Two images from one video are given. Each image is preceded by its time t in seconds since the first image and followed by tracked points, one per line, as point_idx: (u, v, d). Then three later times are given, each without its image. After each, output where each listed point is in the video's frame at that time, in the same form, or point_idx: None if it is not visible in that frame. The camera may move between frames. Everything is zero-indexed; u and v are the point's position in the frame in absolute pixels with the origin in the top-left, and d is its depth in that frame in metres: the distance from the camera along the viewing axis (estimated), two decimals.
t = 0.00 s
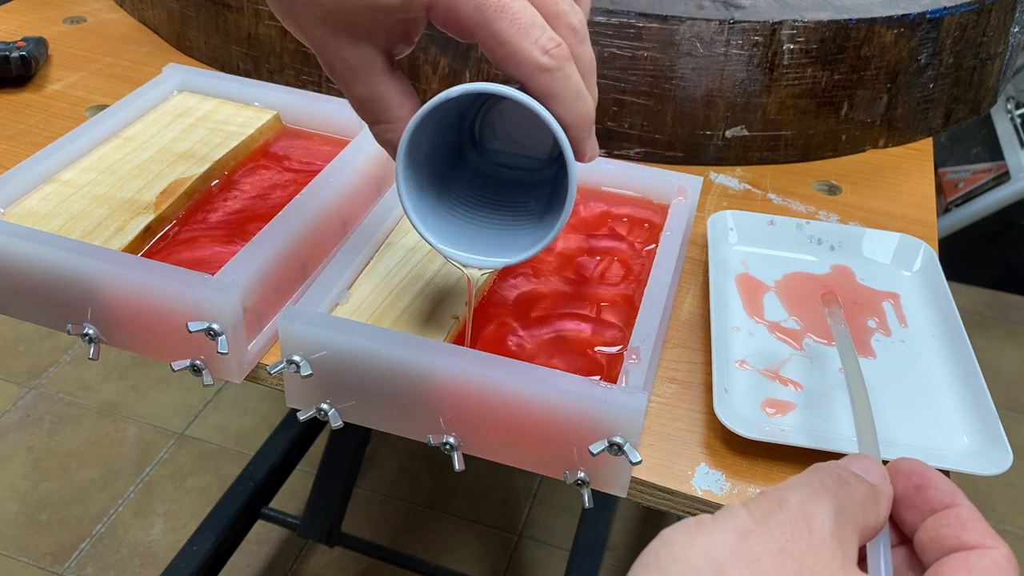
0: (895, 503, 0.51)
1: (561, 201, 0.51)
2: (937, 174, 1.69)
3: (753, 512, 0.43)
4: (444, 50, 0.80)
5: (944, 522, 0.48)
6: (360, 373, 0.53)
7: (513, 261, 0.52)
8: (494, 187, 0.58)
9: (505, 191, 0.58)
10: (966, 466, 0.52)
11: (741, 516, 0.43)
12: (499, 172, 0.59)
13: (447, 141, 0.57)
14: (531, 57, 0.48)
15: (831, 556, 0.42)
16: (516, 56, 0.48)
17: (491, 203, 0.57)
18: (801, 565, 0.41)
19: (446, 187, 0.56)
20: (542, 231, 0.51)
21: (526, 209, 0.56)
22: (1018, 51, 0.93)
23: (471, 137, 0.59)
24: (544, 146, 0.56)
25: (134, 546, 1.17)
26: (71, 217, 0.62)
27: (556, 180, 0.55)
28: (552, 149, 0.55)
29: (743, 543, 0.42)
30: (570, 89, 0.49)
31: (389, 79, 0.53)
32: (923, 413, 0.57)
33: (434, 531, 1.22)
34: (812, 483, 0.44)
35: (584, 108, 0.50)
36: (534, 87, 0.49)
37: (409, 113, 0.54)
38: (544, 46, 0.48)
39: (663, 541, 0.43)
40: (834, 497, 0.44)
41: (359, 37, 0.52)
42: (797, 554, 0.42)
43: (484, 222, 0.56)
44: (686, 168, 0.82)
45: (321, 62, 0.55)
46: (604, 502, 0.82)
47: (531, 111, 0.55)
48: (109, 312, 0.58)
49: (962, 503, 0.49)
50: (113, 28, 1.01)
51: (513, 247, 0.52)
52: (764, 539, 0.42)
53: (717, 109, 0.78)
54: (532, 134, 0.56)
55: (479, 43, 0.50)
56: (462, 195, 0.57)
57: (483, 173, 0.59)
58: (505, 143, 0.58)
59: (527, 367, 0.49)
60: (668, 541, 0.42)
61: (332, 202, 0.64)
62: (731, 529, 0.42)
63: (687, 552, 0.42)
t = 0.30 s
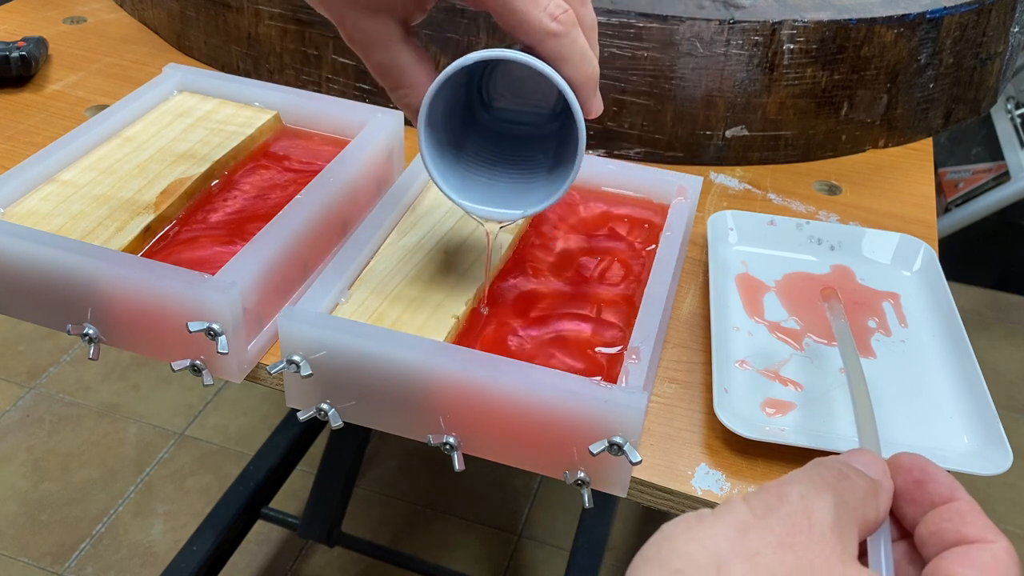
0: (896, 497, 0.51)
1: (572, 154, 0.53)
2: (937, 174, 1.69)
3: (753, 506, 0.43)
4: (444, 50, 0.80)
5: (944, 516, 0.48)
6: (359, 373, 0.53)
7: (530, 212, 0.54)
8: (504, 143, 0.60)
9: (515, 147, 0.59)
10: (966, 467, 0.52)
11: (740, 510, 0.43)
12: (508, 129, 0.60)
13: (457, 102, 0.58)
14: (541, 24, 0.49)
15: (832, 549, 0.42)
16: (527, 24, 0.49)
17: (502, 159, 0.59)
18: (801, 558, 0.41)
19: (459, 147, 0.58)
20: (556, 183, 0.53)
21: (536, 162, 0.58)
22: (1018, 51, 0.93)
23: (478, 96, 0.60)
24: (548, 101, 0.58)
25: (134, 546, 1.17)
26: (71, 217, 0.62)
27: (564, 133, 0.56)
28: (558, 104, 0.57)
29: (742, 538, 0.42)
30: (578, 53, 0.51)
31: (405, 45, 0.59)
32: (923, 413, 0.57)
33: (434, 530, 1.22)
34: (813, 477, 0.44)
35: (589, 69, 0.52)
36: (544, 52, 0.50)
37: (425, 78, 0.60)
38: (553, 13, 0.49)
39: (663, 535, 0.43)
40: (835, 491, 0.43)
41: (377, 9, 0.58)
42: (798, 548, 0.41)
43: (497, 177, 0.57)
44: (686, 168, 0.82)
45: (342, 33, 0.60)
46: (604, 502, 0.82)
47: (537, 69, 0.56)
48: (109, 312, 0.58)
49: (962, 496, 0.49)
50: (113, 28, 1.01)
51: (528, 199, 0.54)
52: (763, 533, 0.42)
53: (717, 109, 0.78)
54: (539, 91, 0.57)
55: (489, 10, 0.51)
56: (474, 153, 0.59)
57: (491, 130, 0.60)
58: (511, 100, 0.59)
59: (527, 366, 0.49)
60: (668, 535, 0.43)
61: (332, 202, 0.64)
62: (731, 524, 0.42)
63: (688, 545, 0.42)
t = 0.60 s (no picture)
0: (890, 497, 0.51)
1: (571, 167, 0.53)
2: (937, 174, 1.69)
3: (748, 506, 0.43)
4: (444, 50, 0.80)
5: (939, 516, 0.48)
6: (359, 373, 0.53)
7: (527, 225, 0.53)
8: (505, 155, 0.60)
9: (515, 161, 0.60)
10: (966, 467, 0.52)
11: (736, 510, 0.43)
12: (509, 142, 0.60)
13: (459, 113, 0.58)
14: (541, 39, 0.49)
15: (827, 549, 0.42)
16: (527, 38, 0.49)
17: (501, 173, 0.59)
18: (795, 558, 0.41)
19: (459, 159, 0.58)
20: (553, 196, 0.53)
21: (535, 177, 0.58)
22: (1018, 51, 0.93)
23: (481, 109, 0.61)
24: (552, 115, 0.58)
25: (134, 546, 1.17)
26: (71, 217, 0.62)
27: (565, 148, 0.56)
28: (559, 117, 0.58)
29: (738, 538, 0.42)
30: (579, 68, 0.50)
31: (405, 58, 0.55)
32: (923, 414, 0.57)
33: (434, 530, 1.22)
34: (807, 478, 0.44)
35: (591, 83, 0.51)
36: (545, 66, 0.50)
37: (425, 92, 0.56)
38: (553, 28, 0.49)
39: (658, 535, 0.43)
40: (829, 491, 0.43)
41: (375, 19, 0.54)
42: (792, 547, 0.42)
43: (496, 193, 0.57)
44: (686, 168, 0.82)
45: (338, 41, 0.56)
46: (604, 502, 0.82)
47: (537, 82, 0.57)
48: (109, 312, 0.58)
49: (956, 497, 0.49)
50: (113, 28, 1.01)
51: (527, 215, 0.54)
52: (758, 534, 0.42)
53: (717, 109, 0.78)
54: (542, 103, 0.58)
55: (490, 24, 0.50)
56: (473, 165, 0.59)
57: (492, 142, 0.60)
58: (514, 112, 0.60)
59: (527, 366, 0.49)
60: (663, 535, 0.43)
61: (332, 202, 0.64)
62: (726, 523, 0.42)
63: (682, 544, 0.42)
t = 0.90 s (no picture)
0: (896, 508, 0.51)
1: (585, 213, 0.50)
2: (937, 174, 1.69)
3: (752, 516, 0.43)
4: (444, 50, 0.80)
5: (944, 527, 0.49)
6: (358, 372, 0.53)
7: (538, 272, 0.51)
8: (519, 193, 0.57)
9: (530, 200, 0.57)
10: (966, 467, 0.52)
11: (740, 520, 0.43)
12: (525, 178, 0.58)
13: (473, 152, 0.56)
14: (556, 76, 0.46)
15: (830, 561, 0.42)
16: (541, 76, 0.47)
17: (515, 213, 0.56)
18: (799, 571, 0.41)
19: (469, 199, 0.55)
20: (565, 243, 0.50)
21: (550, 218, 0.55)
22: (1018, 51, 0.93)
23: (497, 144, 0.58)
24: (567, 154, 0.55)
25: (134, 546, 1.17)
26: (71, 217, 0.62)
27: (581, 190, 0.53)
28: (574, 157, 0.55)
29: (742, 549, 0.42)
30: (595, 108, 0.48)
31: (414, 92, 0.52)
32: (923, 413, 0.57)
33: (434, 531, 1.22)
34: (812, 488, 0.44)
35: (609, 125, 0.49)
36: (559, 106, 0.47)
37: (436, 126, 0.53)
38: (568, 64, 0.46)
39: (660, 548, 0.43)
40: (834, 501, 0.43)
41: (385, 53, 0.51)
42: (796, 559, 0.42)
43: (508, 233, 0.55)
44: (686, 168, 0.82)
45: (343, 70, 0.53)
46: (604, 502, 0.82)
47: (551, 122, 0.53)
48: (109, 312, 0.58)
49: (961, 507, 0.49)
50: (113, 28, 1.01)
51: (537, 258, 0.51)
52: (763, 545, 0.42)
53: (717, 109, 0.78)
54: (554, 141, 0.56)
55: (504, 62, 0.48)
56: (486, 204, 0.56)
57: (507, 179, 0.58)
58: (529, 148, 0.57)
59: (527, 366, 0.49)
60: (666, 546, 0.43)
61: (332, 202, 0.64)
62: (730, 534, 0.42)
63: (684, 556, 0.42)
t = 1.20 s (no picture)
0: (893, 508, 0.50)
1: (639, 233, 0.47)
2: (937, 174, 1.69)
3: (749, 517, 0.43)
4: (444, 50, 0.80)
5: (941, 527, 0.49)
6: (358, 372, 0.53)
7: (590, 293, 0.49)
8: (565, 207, 0.54)
9: (577, 214, 0.54)
10: (966, 467, 0.52)
11: (737, 520, 0.43)
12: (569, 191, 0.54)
13: (517, 164, 0.52)
14: (610, 95, 0.44)
15: (828, 561, 0.42)
16: (593, 94, 0.44)
17: (562, 230, 0.53)
18: (796, 572, 0.41)
19: (514, 216, 0.52)
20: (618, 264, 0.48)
21: (598, 235, 0.52)
22: (1017, 51, 0.93)
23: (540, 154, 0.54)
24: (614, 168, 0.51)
25: (134, 546, 1.17)
26: (71, 217, 0.62)
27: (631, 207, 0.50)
28: (621, 168, 0.50)
29: (739, 549, 0.42)
30: (648, 125, 0.45)
31: (461, 111, 0.49)
32: (923, 413, 0.57)
33: (434, 531, 1.22)
34: (810, 488, 0.44)
35: (661, 140, 0.47)
36: (612, 123, 0.45)
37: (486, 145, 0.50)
38: (622, 81, 0.44)
39: (657, 548, 0.43)
40: (831, 501, 0.44)
41: (430, 72, 0.48)
42: (794, 559, 0.42)
43: (555, 253, 0.52)
44: (687, 168, 0.82)
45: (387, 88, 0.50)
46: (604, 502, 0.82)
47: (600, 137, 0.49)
48: (109, 312, 0.58)
49: (958, 507, 0.49)
50: (113, 28, 1.01)
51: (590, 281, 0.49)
52: (761, 545, 0.42)
53: (717, 109, 0.78)
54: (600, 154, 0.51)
55: (555, 80, 0.45)
56: (531, 221, 0.53)
57: (552, 192, 0.54)
58: (574, 160, 0.52)
59: (527, 367, 0.49)
60: (664, 545, 0.43)
61: (333, 202, 0.64)
62: (727, 535, 0.42)
63: (681, 557, 0.42)
